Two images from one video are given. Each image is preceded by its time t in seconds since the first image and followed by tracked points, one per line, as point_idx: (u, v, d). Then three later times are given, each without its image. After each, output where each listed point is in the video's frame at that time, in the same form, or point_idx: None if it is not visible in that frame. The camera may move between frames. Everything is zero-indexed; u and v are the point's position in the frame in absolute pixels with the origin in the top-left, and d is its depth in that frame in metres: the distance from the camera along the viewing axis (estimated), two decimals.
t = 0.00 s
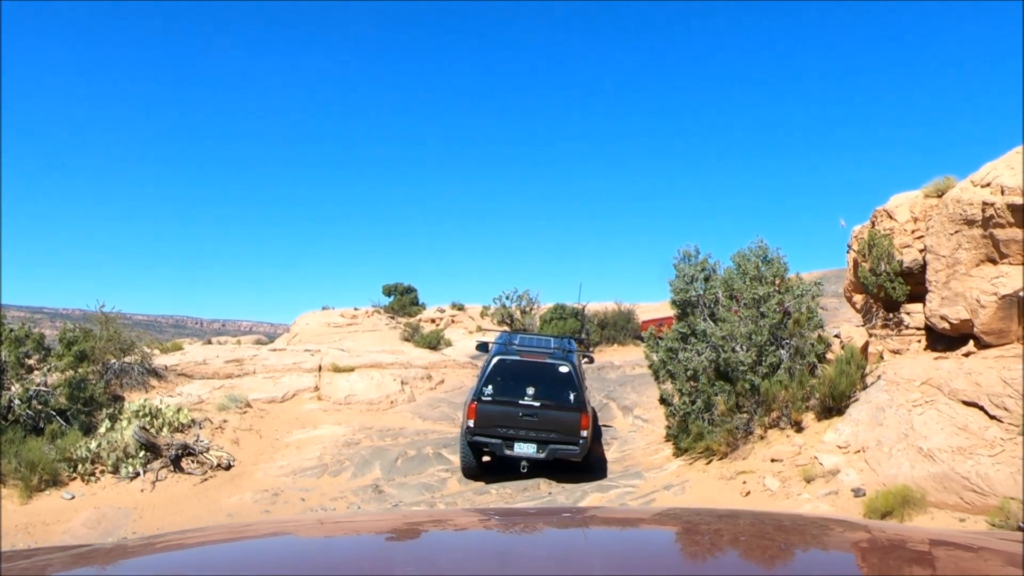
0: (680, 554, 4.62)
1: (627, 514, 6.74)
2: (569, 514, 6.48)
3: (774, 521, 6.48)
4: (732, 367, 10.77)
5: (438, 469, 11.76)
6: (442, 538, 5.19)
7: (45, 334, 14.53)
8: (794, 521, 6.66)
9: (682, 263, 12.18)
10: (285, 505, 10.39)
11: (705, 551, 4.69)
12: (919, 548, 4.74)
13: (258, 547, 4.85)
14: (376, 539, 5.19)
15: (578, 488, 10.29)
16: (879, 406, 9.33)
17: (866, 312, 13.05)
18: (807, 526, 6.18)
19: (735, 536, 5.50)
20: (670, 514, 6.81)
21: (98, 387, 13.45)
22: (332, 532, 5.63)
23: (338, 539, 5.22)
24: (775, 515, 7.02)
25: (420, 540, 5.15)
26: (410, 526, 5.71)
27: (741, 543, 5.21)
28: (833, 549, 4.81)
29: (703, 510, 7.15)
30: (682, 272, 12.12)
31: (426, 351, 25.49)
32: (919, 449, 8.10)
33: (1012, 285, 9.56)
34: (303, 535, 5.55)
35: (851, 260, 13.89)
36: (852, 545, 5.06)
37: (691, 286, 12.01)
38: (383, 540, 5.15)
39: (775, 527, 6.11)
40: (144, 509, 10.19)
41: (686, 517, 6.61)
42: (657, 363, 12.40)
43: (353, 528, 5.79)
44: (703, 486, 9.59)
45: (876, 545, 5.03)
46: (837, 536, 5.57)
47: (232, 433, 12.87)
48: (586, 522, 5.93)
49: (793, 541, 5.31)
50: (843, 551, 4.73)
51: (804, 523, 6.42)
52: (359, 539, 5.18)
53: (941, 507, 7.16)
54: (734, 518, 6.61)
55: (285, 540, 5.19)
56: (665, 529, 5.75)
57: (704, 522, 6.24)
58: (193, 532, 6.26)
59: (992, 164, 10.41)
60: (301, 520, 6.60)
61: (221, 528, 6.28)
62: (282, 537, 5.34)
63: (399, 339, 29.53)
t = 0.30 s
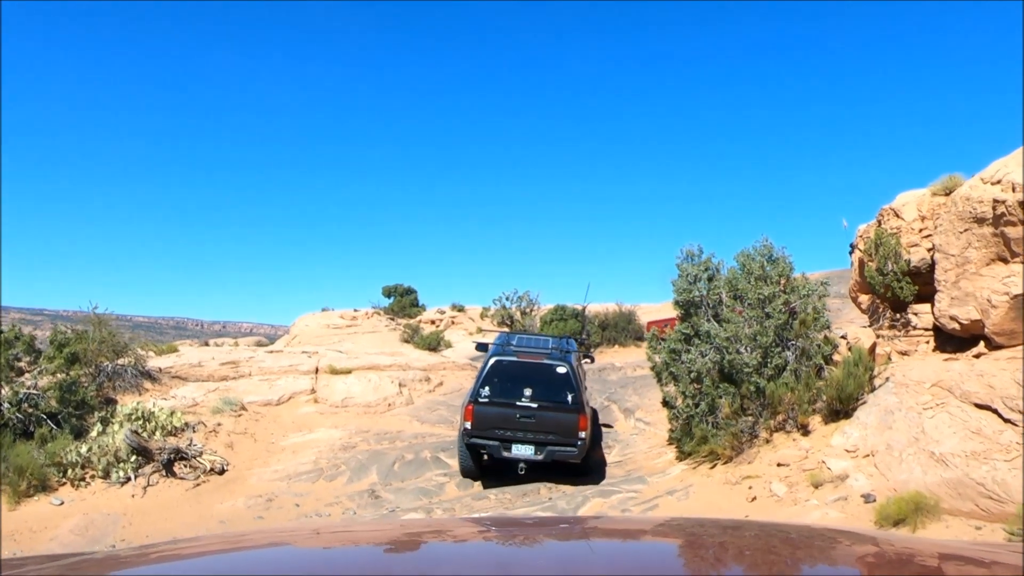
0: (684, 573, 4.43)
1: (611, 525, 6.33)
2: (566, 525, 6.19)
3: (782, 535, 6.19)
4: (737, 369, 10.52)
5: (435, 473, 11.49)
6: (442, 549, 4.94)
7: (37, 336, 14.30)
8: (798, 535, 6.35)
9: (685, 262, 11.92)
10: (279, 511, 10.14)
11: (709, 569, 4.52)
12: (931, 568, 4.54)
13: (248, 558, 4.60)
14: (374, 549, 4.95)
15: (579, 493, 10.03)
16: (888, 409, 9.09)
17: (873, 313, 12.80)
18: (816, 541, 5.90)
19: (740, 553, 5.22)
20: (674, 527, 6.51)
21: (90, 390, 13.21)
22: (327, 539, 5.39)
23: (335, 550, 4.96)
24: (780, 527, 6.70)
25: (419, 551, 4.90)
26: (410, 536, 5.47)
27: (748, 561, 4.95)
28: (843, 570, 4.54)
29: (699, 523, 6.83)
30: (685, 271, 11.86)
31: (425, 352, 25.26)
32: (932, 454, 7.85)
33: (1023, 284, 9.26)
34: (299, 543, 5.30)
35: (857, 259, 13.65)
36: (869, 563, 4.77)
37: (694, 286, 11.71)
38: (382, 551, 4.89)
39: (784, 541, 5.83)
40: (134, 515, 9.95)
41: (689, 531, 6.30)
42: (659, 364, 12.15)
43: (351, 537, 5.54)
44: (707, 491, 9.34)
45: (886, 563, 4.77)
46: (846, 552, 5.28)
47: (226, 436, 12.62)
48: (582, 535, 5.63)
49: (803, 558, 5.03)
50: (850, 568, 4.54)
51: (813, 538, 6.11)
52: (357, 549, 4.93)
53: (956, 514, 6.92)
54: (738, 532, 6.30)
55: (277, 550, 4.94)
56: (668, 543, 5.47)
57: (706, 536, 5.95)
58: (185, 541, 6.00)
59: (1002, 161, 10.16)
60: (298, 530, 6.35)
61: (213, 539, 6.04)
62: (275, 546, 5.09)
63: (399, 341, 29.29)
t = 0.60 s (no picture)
0: None
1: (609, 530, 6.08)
2: (562, 529, 5.93)
3: (785, 542, 5.95)
4: (739, 368, 10.28)
5: (431, 474, 11.23)
6: (439, 553, 4.67)
7: (26, 336, 14.07)
8: (801, 541, 6.11)
9: (685, 258, 11.68)
10: (270, 514, 9.89)
11: None
12: None
13: (235, 562, 4.36)
14: (370, 552, 4.69)
15: (578, 494, 9.79)
16: (895, 409, 8.86)
17: (878, 310, 12.57)
18: (819, 549, 5.66)
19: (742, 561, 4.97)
20: (674, 531, 6.29)
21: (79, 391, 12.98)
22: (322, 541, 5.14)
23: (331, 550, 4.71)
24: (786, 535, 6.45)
25: (416, 554, 4.65)
26: (407, 539, 5.23)
27: (747, 568, 4.70)
28: None
29: (697, 528, 6.59)
30: (686, 268, 11.62)
31: (423, 352, 25.00)
32: (942, 454, 7.61)
33: None
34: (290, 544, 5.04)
35: (860, 255, 13.42)
36: None
37: (695, 283, 11.47)
38: (377, 554, 4.63)
39: (786, 548, 5.58)
40: (121, 519, 9.71)
41: (691, 535, 6.06)
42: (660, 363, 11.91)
43: (345, 540, 5.29)
44: (709, 492, 9.09)
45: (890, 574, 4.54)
46: (849, 561, 5.05)
47: (217, 438, 12.37)
48: (579, 540, 5.38)
49: (804, 566, 4.79)
50: None
51: (819, 545, 5.86)
52: (350, 552, 4.67)
53: (968, 517, 6.67)
54: (741, 538, 6.05)
55: (266, 552, 4.69)
56: (667, 549, 5.24)
57: (708, 542, 5.70)
58: (172, 544, 5.74)
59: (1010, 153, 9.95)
60: (292, 531, 6.10)
61: (203, 541, 5.77)
62: (265, 549, 4.84)
63: (396, 339, 29.04)
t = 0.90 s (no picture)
0: None
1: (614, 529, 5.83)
2: (565, 528, 5.67)
3: (795, 539, 5.71)
4: (743, 365, 10.04)
5: (428, 474, 10.97)
6: (439, 556, 4.40)
7: (15, 334, 13.82)
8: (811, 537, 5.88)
9: (688, 253, 11.44)
10: (263, 516, 9.64)
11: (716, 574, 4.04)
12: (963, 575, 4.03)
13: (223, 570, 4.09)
14: (368, 556, 4.41)
15: (578, 495, 9.54)
16: (904, 407, 8.64)
17: (884, 306, 12.35)
18: (830, 545, 5.43)
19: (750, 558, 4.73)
20: (680, 529, 6.06)
21: (68, 390, 12.72)
22: (320, 546, 4.86)
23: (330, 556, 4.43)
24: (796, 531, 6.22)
25: (418, 557, 4.40)
26: (407, 542, 4.97)
27: (754, 564, 4.47)
28: None
29: (702, 526, 6.36)
30: (689, 263, 11.38)
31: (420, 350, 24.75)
32: (954, 454, 7.38)
33: None
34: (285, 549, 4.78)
35: (864, 250, 13.21)
36: (884, 570, 4.32)
37: (698, 278, 11.23)
38: (376, 559, 4.35)
39: (795, 545, 5.36)
40: (110, 521, 9.46)
41: (699, 534, 5.82)
42: (661, 360, 11.66)
43: (344, 544, 5.01)
44: (714, 493, 8.86)
45: (902, 570, 4.32)
46: (858, 556, 4.82)
47: (210, 437, 12.11)
48: (581, 540, 5.13)
49: (813, 563, 4.56)
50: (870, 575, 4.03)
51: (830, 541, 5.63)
52: (348, 557, 4.39)
53: (985, 519, 6.45)
54: (748, 536, 5.83)
55: (258, 558, 4.42)
56: (672, 548, 5.00)
57: (715, 540, 5.47)
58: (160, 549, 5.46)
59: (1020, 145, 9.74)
60: (290, 535, 5.82)
61: (196, 544, 5.47)
62: (257, 554, 4.56)
63: (393, 337, 28.78)
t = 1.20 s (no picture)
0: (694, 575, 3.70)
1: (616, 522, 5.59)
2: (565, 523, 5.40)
3: (803, 532, 5.51)
4: (748, 366, 9.83)
5: (425, 476, 10.74)
6: (438, 552, 4.13)
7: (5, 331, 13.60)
8: (820, 530, 5.68)
9: (691, 252, 11.22)
10: (255, 518, 9.40)
11: (721, 570, 3.84)
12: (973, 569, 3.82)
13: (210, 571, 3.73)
14: (369, 551, 4.14)
15: (578, 499, 9.31)
16: (913, 409, 8.43)
17: (890, 306, 12.16)
18: (837, 536, 5.26)
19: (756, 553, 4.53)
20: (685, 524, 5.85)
21: (58, 389, 12.46)
22: (320, 543, 4.51)
23: (332, 555, 4.05)
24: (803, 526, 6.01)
25: (416, 555, 4.20)
26: (407, 537, 4.71)
27: (759, 558, 4.28)
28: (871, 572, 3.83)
29: (706, 519, 6.16)
30: (691, 262, 11.16)
31: (417, 348, 24.53)
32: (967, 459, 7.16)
33: None
34: (286, 546, 4.42)
35: (870, 249, 13.02)
36: (890, 562, 4.13)
37: (701, 277, 11.00)
38: (376, 556, 4.04)
39: (801, 539, 5.17)
40: (98, 523, 9.22)
41: (705, 528, 5.61)
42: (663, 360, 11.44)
43: (342, 538, 4.71)
44: (717, 497, 8.64)
45: (907, 561, 4.14)
46: (865, 548, 4.62)
47: (203, 437, 11.88)
48: (583, 533, 4.91)
49: (819, 555, 4.35)
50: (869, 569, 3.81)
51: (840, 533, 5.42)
52: (345, 555, 4.08)
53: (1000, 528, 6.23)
54: (754, 528, 5.62)
55: (249, 557, 4.09)
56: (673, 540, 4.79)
57: (719, 533, 5.28)
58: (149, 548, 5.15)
59: None
60: (284, 531, 5.40)
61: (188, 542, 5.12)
62: (250, 552, 4.25)
63: (391, 336, 28.54)
